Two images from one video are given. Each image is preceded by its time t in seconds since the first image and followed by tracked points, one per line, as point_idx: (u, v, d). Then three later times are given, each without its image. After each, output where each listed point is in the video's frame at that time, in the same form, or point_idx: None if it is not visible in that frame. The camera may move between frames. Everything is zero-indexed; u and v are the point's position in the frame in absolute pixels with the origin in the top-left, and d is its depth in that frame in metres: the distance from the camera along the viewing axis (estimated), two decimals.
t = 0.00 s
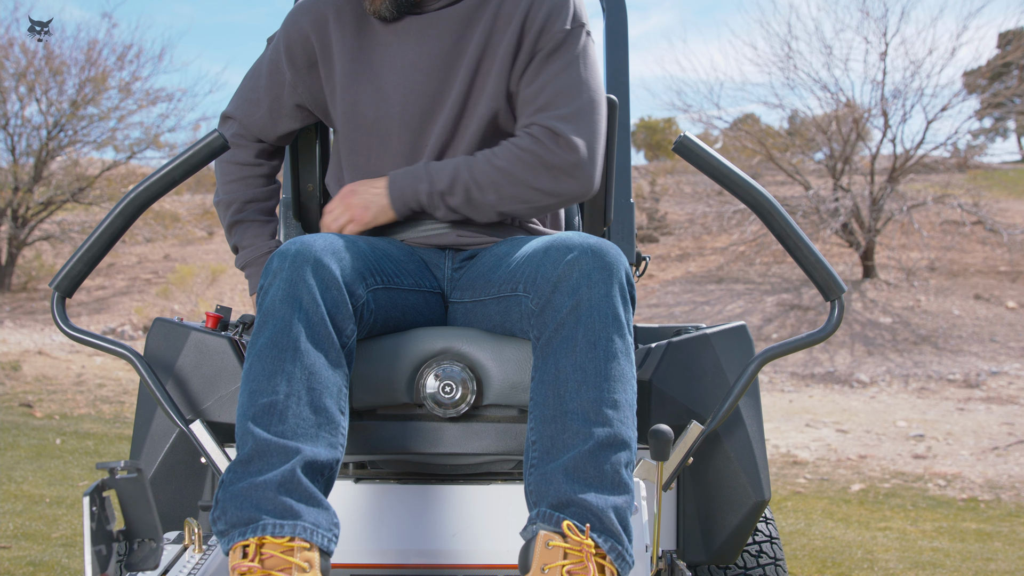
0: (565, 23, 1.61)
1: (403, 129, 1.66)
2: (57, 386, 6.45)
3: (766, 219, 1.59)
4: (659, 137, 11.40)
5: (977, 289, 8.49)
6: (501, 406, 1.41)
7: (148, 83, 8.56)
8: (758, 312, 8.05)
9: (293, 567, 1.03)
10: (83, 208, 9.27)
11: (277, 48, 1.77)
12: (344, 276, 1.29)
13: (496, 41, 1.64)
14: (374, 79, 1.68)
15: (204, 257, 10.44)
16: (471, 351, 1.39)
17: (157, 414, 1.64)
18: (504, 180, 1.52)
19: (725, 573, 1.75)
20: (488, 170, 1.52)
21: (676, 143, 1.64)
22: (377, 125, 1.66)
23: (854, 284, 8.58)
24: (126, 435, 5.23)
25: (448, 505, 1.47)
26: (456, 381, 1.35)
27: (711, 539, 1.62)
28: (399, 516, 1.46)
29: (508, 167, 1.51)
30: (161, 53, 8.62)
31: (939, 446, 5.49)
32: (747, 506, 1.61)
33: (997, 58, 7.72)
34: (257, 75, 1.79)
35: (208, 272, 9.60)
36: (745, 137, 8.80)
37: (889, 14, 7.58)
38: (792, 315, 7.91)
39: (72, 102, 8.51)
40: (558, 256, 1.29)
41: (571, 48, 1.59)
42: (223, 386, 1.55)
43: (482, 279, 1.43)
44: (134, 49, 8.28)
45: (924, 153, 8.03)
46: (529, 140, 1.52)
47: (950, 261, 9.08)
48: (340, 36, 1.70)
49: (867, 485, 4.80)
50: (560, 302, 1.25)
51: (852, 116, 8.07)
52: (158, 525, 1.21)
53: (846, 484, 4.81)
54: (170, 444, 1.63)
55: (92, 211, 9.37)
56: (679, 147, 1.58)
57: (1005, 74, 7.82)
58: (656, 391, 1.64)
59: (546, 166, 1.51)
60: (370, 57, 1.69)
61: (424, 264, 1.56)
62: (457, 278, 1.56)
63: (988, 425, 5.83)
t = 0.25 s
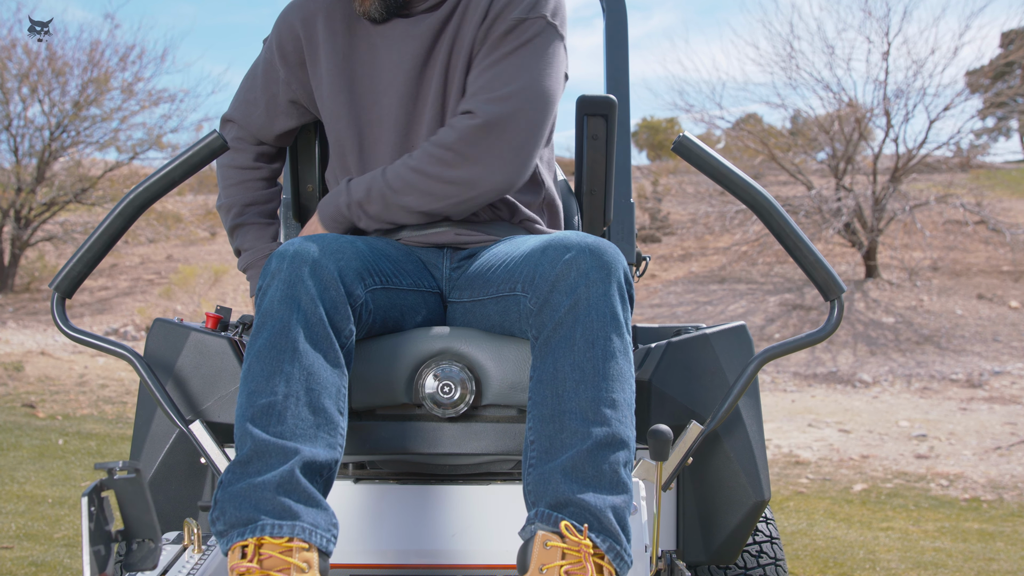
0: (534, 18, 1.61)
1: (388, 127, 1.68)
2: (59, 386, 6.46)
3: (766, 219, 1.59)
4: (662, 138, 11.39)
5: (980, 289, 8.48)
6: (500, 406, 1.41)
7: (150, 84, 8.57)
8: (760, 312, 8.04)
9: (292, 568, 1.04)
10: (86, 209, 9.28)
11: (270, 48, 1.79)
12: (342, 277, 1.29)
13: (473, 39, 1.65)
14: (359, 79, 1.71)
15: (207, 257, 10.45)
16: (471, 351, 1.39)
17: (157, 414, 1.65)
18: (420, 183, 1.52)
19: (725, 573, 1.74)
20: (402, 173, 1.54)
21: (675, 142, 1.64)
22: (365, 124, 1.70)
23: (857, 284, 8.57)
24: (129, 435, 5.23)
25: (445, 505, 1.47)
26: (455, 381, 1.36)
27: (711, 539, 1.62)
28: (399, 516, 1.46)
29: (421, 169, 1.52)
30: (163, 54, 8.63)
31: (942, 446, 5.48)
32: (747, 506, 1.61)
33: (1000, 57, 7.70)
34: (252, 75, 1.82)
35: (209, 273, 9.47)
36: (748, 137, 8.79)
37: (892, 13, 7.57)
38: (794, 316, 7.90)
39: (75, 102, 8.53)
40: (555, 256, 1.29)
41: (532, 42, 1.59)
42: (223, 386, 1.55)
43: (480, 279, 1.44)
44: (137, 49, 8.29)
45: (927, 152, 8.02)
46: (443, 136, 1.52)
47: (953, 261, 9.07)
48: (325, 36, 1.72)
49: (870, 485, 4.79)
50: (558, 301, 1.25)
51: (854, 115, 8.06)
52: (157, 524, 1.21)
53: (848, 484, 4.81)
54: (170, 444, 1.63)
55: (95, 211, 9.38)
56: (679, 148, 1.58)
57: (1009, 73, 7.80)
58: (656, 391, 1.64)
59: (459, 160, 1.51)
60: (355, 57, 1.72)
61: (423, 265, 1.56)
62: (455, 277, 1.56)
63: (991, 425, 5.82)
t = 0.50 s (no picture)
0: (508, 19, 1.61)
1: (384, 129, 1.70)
2: (63, 386, 6.46)
3: (767, 219, 1.59)
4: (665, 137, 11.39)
5: (985, 289, 8.45)
6: (500, 406, 1.41)
7: (154, 84, 8.58)
8: (764, 312, 8.04)
9: (291, 567, 1.04)
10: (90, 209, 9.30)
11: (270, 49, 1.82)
12: (341, 278, 1.30)
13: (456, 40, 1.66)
14: (352, 83, 1.73)
15: (210, 257, 10.46)
16: (470, 351, 1.39)
17: (159, 414, 1.65)
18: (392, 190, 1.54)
19: (727, 572, 1.74)
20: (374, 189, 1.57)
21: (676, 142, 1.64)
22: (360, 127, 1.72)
23: (861, 284, 8.55)
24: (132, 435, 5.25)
25: (445, 506, 1.47)
26: (455, 380, 1.36)
27: (713, 539, 1.62)
28: (401, 517, 1.45)
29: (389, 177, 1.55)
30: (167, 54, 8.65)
31: (946, 446, 5.47)
32: (748, 506, 1.61)
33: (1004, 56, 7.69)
34: (254, 73, 1.85)
35: (212, 273, 9.44)
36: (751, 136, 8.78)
37: (895, 13, 7.57)
38: (799, 315, 7.89)
39: (79, 103, 8.55)
40: (551, 255, 1.29)
41: (504, 42, 1.60)
42: (224, 387, 1.56)
43: (480, 278, 1.44)
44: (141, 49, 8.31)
45: (931, 152, 8.01)
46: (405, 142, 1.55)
47: (957, 260, 9.05)
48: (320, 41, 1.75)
49: (874, 485, 4.78)
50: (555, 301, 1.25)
51: (858, 115, 8.05)
52: (156, 525, 1.21)
53: (852, 484, 4.80)
54: (172, 444, 1.63)
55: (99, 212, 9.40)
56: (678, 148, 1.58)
57: (1013, 72, 7.79)
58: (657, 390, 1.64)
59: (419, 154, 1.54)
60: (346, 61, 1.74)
61: (422, 264, 1.56)
62: (454, 277, 1.56)
63: (995, 425, 5.81)
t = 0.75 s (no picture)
0: (524, 15, 1.62)
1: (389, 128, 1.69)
2: (65, 388, 6.47)
3: (766, 220, 1.59)
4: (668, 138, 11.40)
5: (987, 289, 8.44)
6: (499, 407, 1.41)
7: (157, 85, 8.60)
8: (766, 313, 8.04)
9: (288, 568, 1.05)
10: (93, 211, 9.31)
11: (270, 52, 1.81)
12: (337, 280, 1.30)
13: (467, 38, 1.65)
14: (357, 81, 1.72)
15: (213, 258, 10.47)
16: (469, 352, 1.39)
17: (158, 415, 1.65)
18: (418, 182, 1.53)
19: (727, 573, 1.74)
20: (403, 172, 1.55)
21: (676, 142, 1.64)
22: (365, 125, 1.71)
23: (863, 284, 8.55)
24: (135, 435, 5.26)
25: (443, 506, 1.47)
26: (453, 381, 1.36)
27: (712, 540, 1.62)
28: (401, 518, 1.46)
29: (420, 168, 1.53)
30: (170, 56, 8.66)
31: (948, 446, 5.47)
32: (748, 507, 1.61)
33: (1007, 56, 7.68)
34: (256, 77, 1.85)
35: (216, 274, 9.54)
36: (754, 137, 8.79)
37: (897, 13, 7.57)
38: (801, 316, 7.89)
39: (82, 104, 8.56)
40: (547, 255, 1.29)
41: (523, 37, 1.60)
42: (223, 388, 1.56)
43: (478, 278, 1.44)
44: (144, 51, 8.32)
45: (933, 152, 8.01)
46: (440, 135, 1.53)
47: (960, 260, 9.04)
48: (323, 39, 1.73)
49: (876, 485, 4.78)
50: (551, 300, 1.26)
51: (860, 115, 8.06)
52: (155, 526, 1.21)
53: (854, 484, 4.80)
54: (171, 445, 1.63)
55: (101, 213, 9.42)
56: (678, 148, 1.58)
57: (1016, 72, 7.78)
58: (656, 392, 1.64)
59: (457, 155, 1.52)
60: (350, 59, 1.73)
61: (421, 265, 1.57)
62: (454, 278, 1.56)
63: (997, 425, 5.81)
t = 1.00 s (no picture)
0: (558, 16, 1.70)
1: (397, 120, 1.69)
2: (66, 388, 6.47)
3: (763, 219, 1.59)
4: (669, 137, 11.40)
5: (989, 289, 8.44)
6: (496, 407, 1.41)
7: (157, 86, 8.60)
8: (767, 313, 8.03)
9: (284, 568, 1.05)
10: (94, 211, 9.32)
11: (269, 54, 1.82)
12: (336, 278, 1.30)
13: (490, 32, 1.70)
14: (366, 75, 1.74)
15: (214, 258, 10.47)
16: (466, 352, 1.39)
17: (156, 415, 1.65)
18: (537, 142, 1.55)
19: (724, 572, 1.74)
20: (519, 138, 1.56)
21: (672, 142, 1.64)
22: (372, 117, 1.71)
23: (864, 284, 8.54)
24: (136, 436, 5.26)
25: (439, 506, 1.48)
26: (451, 381, 1.36)
27: (710, 540, 1.62)
28: (398, 517, 1.46)
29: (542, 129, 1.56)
30: (170, 56, 8.66)
31: (948, 446, 5.46)
32: (745, 507, 1.61)
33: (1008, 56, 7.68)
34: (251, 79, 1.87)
35: (217, 275, 9.55)
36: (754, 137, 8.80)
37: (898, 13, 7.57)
38: (802, 316, 7.89)
39: (83, 105, 8.57)
40: (548, 254, 1.30)
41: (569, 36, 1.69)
42: (221, 388, 1.57)
43: (477, 279, 1.44)
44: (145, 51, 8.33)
45: (934, 152, 8.00)
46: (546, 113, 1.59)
47: (961, 260, 9.04)
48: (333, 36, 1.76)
49: (876, 486, 4.78)
50: (549, 300, 1.26)
51: (861, 115, 8.06)
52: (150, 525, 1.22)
53: (854, 484, 4.79)
54: (169, 445, 1.63)
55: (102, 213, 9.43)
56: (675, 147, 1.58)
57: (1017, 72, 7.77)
58: (654, 392, 1.64)
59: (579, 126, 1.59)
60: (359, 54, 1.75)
61: (419, 265, 1.58)
62: (452, 278, 1.58)
63: (998, 425, 5.80)
